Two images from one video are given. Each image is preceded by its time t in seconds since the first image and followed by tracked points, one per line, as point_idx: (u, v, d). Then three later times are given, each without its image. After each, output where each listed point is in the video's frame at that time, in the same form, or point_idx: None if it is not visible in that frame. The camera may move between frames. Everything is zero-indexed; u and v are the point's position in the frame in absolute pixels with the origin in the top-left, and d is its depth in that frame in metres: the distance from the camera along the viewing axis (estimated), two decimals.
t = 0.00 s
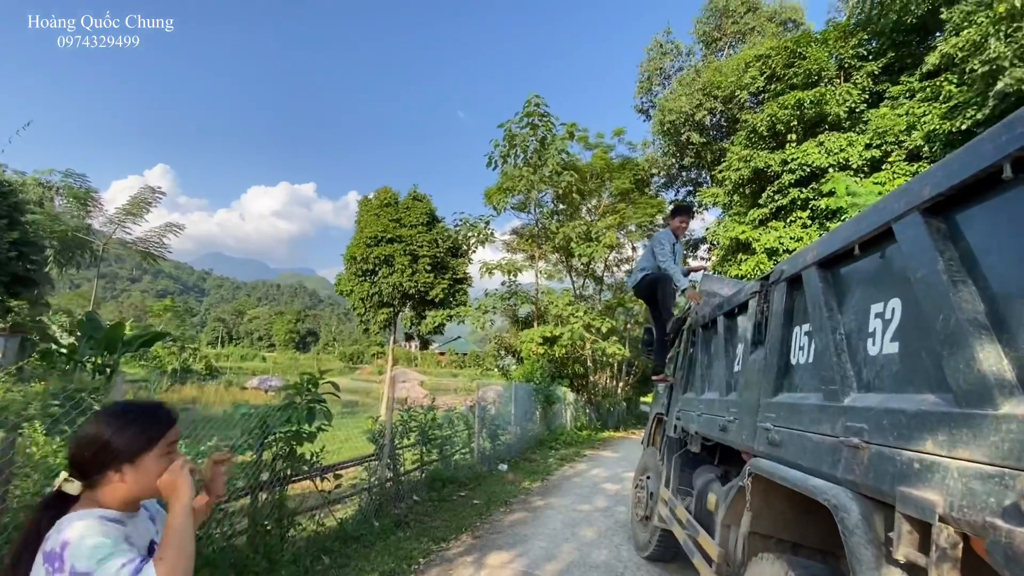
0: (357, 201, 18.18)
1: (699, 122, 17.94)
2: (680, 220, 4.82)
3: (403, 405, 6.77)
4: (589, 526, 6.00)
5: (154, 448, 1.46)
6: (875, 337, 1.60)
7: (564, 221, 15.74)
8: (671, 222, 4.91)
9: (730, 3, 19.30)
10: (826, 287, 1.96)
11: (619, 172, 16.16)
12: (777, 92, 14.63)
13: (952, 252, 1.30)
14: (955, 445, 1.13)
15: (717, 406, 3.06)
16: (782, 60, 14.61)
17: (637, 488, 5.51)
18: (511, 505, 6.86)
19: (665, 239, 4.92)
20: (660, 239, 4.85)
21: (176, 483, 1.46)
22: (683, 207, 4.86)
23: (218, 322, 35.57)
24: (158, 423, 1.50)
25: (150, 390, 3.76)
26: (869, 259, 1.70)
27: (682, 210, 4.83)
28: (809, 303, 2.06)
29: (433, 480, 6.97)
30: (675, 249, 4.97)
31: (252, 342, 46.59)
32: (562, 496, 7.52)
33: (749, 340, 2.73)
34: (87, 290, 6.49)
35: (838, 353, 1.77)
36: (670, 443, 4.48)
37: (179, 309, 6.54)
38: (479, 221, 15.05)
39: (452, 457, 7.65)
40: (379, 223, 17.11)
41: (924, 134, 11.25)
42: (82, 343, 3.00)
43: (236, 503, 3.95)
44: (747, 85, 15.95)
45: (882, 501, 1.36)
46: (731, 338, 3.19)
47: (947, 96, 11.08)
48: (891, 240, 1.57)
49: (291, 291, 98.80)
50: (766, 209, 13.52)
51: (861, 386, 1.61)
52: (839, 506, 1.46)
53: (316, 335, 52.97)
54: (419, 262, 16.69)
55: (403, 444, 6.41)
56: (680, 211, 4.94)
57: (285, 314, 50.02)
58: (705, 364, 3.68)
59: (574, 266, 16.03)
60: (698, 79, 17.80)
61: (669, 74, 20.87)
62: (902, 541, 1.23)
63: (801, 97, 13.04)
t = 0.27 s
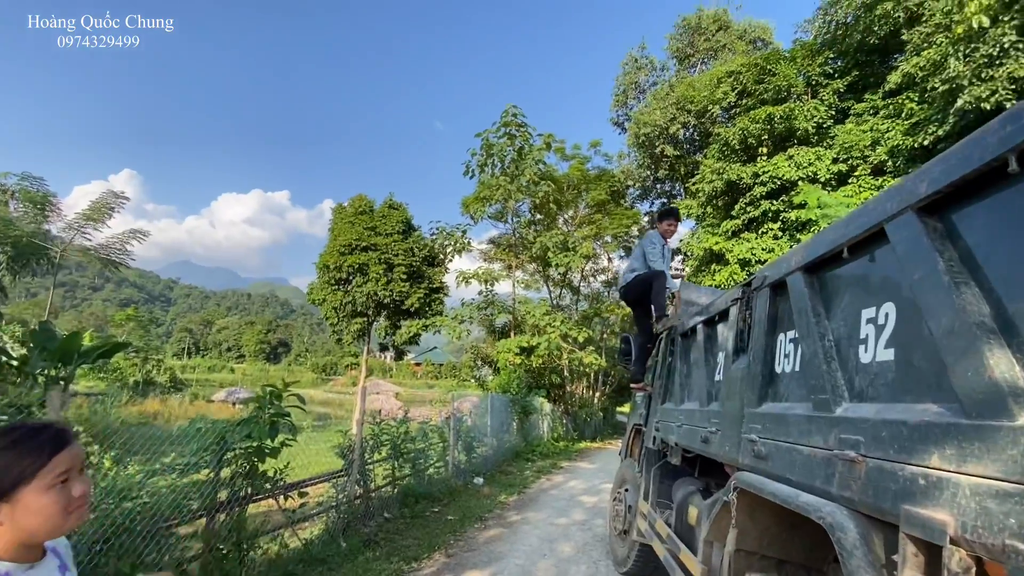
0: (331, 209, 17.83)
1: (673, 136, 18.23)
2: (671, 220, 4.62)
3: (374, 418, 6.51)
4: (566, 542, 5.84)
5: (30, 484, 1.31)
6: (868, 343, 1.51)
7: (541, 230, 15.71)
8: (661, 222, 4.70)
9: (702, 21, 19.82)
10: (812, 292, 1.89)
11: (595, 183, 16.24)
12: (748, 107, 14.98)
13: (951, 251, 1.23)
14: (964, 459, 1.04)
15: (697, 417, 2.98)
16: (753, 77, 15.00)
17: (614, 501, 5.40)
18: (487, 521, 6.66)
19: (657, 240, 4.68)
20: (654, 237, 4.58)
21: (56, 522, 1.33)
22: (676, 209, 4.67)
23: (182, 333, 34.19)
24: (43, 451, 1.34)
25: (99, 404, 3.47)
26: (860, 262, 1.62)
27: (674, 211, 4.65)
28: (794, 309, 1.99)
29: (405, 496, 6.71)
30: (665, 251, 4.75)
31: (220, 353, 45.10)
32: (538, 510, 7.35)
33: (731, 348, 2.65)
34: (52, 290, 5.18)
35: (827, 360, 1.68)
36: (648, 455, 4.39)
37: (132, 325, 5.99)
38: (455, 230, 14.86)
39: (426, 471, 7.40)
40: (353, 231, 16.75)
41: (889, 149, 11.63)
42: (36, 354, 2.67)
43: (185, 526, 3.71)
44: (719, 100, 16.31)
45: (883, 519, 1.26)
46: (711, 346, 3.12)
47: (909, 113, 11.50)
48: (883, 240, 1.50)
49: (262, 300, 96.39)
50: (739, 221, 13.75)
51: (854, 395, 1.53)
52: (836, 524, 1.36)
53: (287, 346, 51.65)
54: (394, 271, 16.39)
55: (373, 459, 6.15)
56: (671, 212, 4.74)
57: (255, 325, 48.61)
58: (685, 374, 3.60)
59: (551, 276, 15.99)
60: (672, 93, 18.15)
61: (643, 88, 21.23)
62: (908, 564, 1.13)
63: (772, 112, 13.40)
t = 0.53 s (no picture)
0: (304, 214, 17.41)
1: (649, 147, 18.44)
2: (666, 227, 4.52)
3: (346, 430, 6.23)
4: (545, 557, 5.68)
5: None
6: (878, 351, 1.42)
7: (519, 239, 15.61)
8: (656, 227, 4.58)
9: (677, 36, 20.24)
10: (811, 298, 1.80)
11: (573, 193, 16.26)
12: (723, 120, 15.27)
13: (974, 252, 1.14)
14: (1005, 481, 0.94)
15: (684, 429, 2.87)
16: (727, 90, 15.31)
17: (595, 514, 5.26)
18: (464, 537, 6.44)
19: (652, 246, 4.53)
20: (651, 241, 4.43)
21: None
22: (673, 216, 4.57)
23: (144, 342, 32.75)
24: None
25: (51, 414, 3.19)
26: (868, 266, 1.53)
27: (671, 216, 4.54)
28: (793, 315, 1.89)
29: (378, 512, 6.44)
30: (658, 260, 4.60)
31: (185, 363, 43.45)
32: (516, 524, 7.16)
33: (721, 356, 2.55)
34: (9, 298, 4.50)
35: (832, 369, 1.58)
36: (631, 468, 4.27)
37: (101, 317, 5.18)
38: (432, 237, 14.62)
39: (400, 486, 7.14)
40: (327, 237, 16.35)
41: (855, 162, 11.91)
42: None
43: (136, 553, 3.40)
44: (695, 112, 16.58)
45: (906, 545, 1.16)
46: (698, 354, 3.03)
47: (876, 128, 11.88)
48: (896, 241, 1.40)
49: (231, 308, 93.72)
50: (714, 231, 13.92)
51: (863, 406, 1.43)
52: (854, 549, 1.25)
53: (257, 355, 50.18)
54: (370, 278, 16.02)
55: (345, 474, 5.89)
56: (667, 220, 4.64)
57: (223, 333, 47.04)
58: (670, 383, 3.50)
59: (529, 284, 15.89)
60: (647, 105, 18.41)
61: (620, 100, 21.49)
62: None
63: (745, 124, 13.72)
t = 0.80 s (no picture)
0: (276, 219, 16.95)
1: (625, 157, 18.63)
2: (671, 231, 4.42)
3: (315, 443, 5.95)
4: (524, 572, 5.51)
5: None
6: (889, 361, 1.34)
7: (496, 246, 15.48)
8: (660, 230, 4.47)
9: (652, 49, 20.60)
10: (810, 305, 1.73)
11: (550, 201, 16.23)
12: (697, 132, 15.53)
13: (1000, 256, 1.07)
14: None
15: (671, 441, 2.78)
16: (701, 103, 15.60)
17: (575, 528, 5.13)
18: (439, 553, 6.22)
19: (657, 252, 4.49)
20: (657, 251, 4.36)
21: None
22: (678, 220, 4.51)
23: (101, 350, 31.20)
24: None
25: None
26: (876, 270, 1.46)
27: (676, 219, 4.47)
28: (791, 323, 1.82)
29: (350, 529, 6.17)
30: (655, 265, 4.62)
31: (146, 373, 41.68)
32: (493, 538, 6.98)
33: (711, 365, 2.47)
34: None
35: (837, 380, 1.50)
36: (612, 480, 4.17)
37: (59, 325, 4.11)
38: (408, 244, 14.35)
39: (373, 501, 6.87)
40: (299, 242, 15.93)
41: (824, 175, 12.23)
42: None
43: None
44: (669, 124, 16.84)
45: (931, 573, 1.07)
46: (685, 363, 2.95)
47: (844, 143, 12.26)
48: (908, 245, 1.33)
49: (198, 315, 90.70)
50: (689, 240, 14.07)
51: (874, 420, 1.35)
52: None
53: (224, 364, 48.57)
54: (343, 285, 15.63)
55: (315, 489, 5.62)
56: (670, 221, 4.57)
57: (188, 341, 45.33)
58: (655, 392, 3.41)
59: (506, 292, 15.75)
60: (624, 116, 18.62)
61: (597, 110, 21.70)
62: None
63: (720, 136, 13.94)
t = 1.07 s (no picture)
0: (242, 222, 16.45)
1: (599, 166, 18.79)
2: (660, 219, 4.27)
3: (280, 455, 5.66)
4: None
5: None
6: (897, 361, 1.26)
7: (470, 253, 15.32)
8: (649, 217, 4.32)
9: (626, 61, 20.92)
10: (806, 304, 1.65)
11: (526, 209, 16.18)
12: (670, 142, 15.78)
13: None
14: None
15: (655, 448, 2.69)
16: (674, 114, 15.88)
17: (552, 539, 4.99)
18: (410, 568, 5.98)
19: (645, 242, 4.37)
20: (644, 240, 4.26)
21: None
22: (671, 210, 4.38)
23: (51, 358, 29.51)
24: None
25: None
26: (878, 266, 1.38)
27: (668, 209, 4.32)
28: (785, 324, 1.74)
29: (316, 545, 5.88)
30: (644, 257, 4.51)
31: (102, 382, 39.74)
32: (467, 551, 6.78)
33: (697, 369, 2.38)
34: None
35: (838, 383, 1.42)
36: (591, 488, 4.05)
37: (7, 331, 3.55)
38: (381, 249, 14.04)
39: (341, 514, 6.58)
40: (267, 247, 15.48)
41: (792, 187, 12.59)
42: None
43: None
44: (643, 134, 17.07)
45: None
46: (669, 367, 2.86)
47: (811, 155, 12.63)
48: (915, 238, 1.26)
49: (159, 322, 87.31)
50: (663, 248, 14.22)
51: (883, 424, 1.27)
52: None
53: (186, 373, 46.75)
54: (312, 291, 15.21)
55: (278, 503, 5.34)
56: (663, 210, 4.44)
57: (147, 349, 43.38)
58: (636, 398, 3.31)
59: (481, 299, 15.58)
60: (598, 126, 18.82)
61: (571, 120, 21.88)
62: None
63: (692, 147, 14.20)
